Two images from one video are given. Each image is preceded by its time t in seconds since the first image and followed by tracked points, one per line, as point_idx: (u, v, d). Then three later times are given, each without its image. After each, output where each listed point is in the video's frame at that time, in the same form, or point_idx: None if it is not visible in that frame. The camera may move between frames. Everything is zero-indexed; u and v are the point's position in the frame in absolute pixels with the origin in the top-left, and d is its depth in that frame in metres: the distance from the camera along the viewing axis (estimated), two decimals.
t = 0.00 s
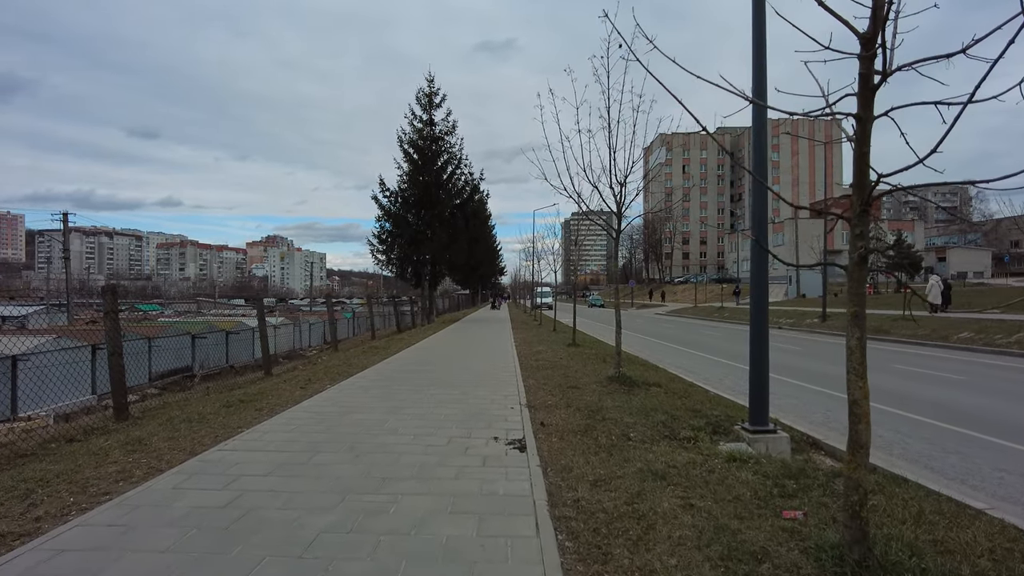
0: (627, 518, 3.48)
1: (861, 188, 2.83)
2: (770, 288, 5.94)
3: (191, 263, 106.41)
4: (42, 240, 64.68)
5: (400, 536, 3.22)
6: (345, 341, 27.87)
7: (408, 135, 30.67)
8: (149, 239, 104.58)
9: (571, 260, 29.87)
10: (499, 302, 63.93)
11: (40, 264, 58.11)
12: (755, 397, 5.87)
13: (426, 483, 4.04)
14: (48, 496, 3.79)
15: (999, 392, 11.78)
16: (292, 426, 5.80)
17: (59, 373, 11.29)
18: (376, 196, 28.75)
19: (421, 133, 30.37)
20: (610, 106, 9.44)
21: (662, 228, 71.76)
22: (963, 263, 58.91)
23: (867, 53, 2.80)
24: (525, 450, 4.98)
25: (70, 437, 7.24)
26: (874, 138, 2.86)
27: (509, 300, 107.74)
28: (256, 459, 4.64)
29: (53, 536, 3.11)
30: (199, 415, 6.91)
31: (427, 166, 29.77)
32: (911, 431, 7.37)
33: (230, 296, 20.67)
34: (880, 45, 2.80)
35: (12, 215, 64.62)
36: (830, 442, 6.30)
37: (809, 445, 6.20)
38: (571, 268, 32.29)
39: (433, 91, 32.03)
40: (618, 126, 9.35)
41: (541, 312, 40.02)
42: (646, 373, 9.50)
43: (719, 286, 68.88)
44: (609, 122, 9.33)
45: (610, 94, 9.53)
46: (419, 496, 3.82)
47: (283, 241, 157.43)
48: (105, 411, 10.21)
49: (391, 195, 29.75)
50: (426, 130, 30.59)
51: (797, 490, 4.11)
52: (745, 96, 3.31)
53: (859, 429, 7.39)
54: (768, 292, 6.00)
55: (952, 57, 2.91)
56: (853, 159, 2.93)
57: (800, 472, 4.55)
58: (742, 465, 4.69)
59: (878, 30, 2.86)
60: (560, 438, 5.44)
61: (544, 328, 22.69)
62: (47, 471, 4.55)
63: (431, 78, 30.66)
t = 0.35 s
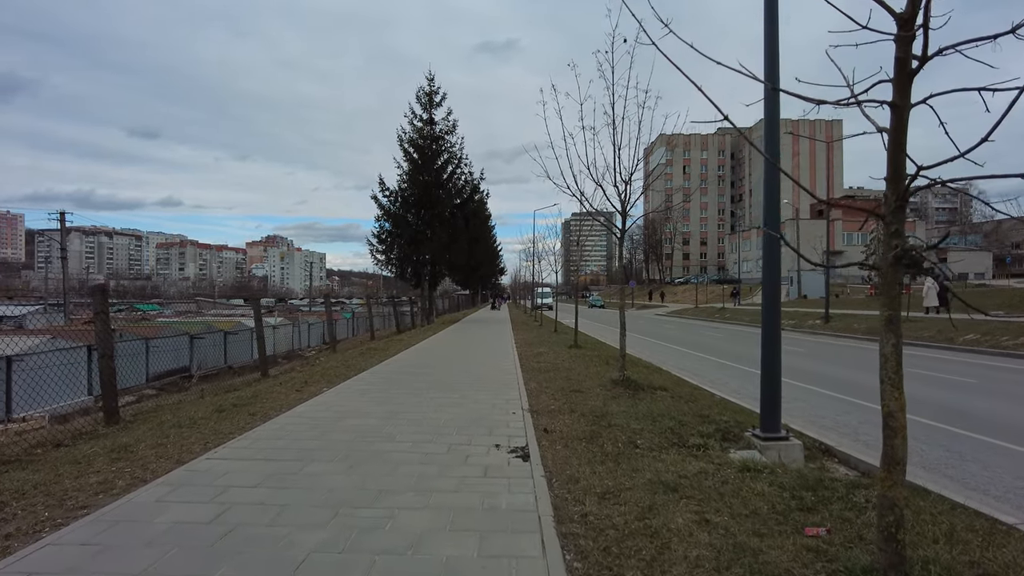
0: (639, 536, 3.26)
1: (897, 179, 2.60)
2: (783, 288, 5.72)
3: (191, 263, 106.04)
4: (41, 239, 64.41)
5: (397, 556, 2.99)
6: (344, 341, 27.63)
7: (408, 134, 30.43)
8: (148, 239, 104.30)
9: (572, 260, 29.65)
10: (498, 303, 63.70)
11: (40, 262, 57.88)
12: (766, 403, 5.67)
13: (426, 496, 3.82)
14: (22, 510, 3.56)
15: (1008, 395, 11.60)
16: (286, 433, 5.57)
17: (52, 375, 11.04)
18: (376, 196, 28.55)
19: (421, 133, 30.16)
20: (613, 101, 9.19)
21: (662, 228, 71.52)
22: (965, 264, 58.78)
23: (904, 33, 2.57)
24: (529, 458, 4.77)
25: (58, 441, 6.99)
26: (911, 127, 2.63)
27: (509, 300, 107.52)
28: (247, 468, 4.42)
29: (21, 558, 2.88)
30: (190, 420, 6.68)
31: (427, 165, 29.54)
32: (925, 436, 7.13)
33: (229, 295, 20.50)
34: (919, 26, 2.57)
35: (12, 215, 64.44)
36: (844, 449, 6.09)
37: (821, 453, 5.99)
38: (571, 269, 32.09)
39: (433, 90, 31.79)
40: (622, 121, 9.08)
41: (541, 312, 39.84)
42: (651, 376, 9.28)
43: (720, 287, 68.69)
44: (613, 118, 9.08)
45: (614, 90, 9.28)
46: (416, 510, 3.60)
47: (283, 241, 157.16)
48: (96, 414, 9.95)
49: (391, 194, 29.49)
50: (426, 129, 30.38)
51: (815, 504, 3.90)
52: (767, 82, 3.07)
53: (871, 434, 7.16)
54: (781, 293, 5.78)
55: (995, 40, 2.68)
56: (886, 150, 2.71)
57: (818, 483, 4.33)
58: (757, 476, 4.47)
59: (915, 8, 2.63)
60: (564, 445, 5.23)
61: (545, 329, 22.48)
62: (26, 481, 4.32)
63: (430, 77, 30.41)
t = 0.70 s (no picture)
0: (648, 552, 3.02)
1: (934, 165, 2.36)
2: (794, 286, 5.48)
3: (190, 263, 105.65)
4: (40, 239, 64.11)
5: None
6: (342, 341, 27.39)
7: (406, 132, 30.16)
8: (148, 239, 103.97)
9: (571, 260, 29.41)
10: (498, 302, 63.46)
11: (37, 262, 57.68)
12: (776, 405, 5.45)
13: (419, 508, 3.57)
14: None
15: (1016, 395, 11.39)
16: (274, 437, 5.32)
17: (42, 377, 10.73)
18: (374, 195, 28.31)
19: (419, 131, 29.91)
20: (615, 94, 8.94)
21: (662, 227, 71.29)
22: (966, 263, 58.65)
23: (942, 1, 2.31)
24: (529, 465, 4.54)
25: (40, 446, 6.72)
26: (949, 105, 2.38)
27: (508, 300, 107.33)
28: (229, 476, 4.17)
29: None
30: (177, 423, 6.42)
31: (426, 164, 29.28)
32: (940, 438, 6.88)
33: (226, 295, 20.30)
34: None
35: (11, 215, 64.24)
36: (857, 453, 5.85)
37: (832, 457, 5.77)
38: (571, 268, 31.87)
39: (431, 87, 31.52)
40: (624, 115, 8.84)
41: (540, 312, 39.63)
42: (654, 377, 9.03)
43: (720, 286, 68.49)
44: (615, 112, 8.83)
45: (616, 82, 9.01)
46: (407, 523, 3.37)
47: (282, 241, 156.85)
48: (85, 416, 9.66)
49: (389, 192, 29.15)
50: (424, 128, 30.13)
51: (834, 514, 3.67)
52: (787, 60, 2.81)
53: (882, 437, 6.92)
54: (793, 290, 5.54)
55: None
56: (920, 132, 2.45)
57: (834, 492, 4.09)
58: (770, 484, 4.23)
59: None
60: (565, 451, 5.00)
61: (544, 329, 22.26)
62: None
63: (429, 74, 30.14)
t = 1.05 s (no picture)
0: None
1: (974, 151, 2.11)
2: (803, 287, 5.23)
3: (190, 262, 105.15)
4: (38, 239, 63.77)
5: None
6: (340, 342, 27.12)
7: (404, 130, 29.87)
8: (147, 238, 103.67)
9: (573, 259, 29.13)
10: (497, 302, 63.20)
11: (36, 262, 57.46)
12: (784, 411, 5.21)
13: (407, 527, 3.32)
14: None
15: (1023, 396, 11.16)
16: (259, 446, 5.07)
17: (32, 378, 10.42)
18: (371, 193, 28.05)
19: (418, 129, 29.62)
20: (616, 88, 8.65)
21: (663, 226, 70.95)
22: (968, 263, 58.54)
23: None
24: (525, 476, 4.31)
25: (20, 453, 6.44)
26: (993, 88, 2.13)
27: (508, 300, 107.19)
28: (207, 490, 3.91)
29: None
30: (160, 430, 6.16)
31: (424, 162, 29.00)
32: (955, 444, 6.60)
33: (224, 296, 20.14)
34: None
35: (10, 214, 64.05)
36: (869, 461, 5.59)
37: (843, 465, 5.52)
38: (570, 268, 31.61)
39: (429, 85, 31.23)
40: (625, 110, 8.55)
41: (540, 311, 39.36)
42: (656, 380, 8.77)
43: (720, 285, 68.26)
44: (616, 107, 8.55)
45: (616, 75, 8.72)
46: (393, 544, 3.12)
47: (281, 240, 156.53)
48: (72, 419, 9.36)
49: (387, 191, 28.85)
50: (423, 126, 29.85)
51: (851, 532, 3.42)
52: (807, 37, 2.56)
53: (894, 443, 6.65)
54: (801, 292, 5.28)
55: None
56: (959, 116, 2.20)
57: (850, 505, 3.85)
58: (781, 497, 3.98)
59: None
60: (565, 461, 4.76)
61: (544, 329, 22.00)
62: None
63: (427, 72, 29.84)
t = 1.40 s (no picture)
0: None
1: None
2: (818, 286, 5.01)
3: (191, 263, 104.91)
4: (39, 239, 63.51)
5: None
6: (341, 343, 26.89)
7: (404, 129, 29.62)
8: (148, 239, 103.46)
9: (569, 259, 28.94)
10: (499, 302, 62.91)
11: (37, 262, 57.23)
12: (798, 415, 5.00)
13: (401, 543, 3.09)
14: None
15: None
16: (248, 453, 4.83)
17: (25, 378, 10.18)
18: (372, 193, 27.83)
19: (419, 129, 29.40)
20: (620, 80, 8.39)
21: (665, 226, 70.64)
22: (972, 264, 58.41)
23: None
24: (528, 486, 4.08)
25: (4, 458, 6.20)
26: None
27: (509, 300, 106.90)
28: (189, 502, 3.68)
29: None
30: (148, 435, 5.92)
31: (425, 161, 28.78)
32: (973, 447, 6.34)
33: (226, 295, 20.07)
34: None
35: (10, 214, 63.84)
36: (886, 467, 5.36)
37: (858, 471, 5.30)
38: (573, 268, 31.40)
39: (430, 84, 30.98)
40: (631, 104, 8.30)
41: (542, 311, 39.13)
42: (662, 383, 8.52)
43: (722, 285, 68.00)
44: (621, 100, 8.30)
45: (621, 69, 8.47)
46: (384, 563, 2.89)
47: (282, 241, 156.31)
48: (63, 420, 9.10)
49: (387, 190, 28.58)
50: (424, 125, 29.62)
51: (878, 548, 3.19)
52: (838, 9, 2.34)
53: (910, 446, 6.40)
54: (816, 291, 5.05)
55: None
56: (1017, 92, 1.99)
57: (875, 519, 3.60)
58: (799, 509, 3.74)
59: None
60: (570, 468, 4.53)
61: (547, 330, 21.75)
62: None
63: (428, 70, 29.58)
